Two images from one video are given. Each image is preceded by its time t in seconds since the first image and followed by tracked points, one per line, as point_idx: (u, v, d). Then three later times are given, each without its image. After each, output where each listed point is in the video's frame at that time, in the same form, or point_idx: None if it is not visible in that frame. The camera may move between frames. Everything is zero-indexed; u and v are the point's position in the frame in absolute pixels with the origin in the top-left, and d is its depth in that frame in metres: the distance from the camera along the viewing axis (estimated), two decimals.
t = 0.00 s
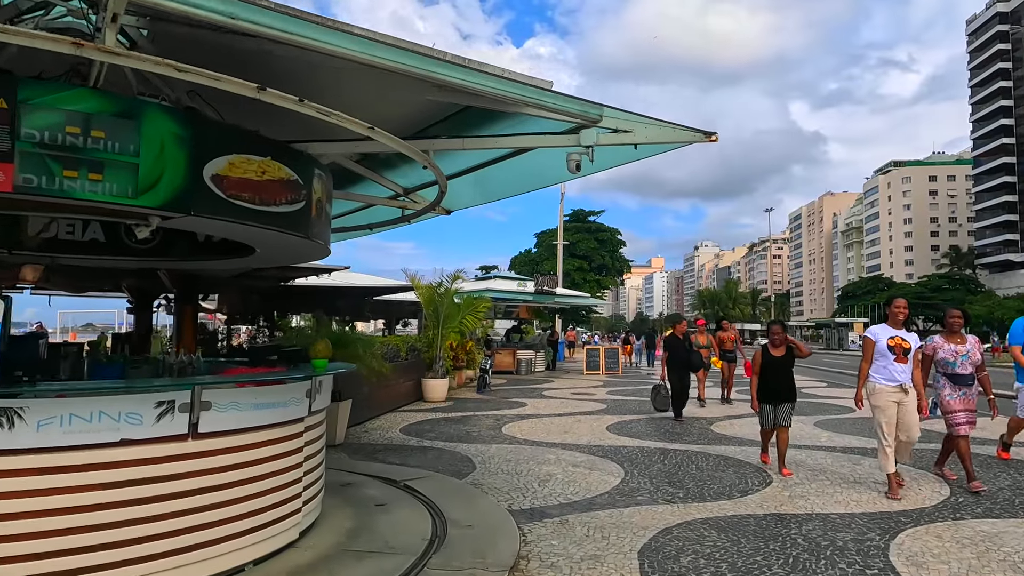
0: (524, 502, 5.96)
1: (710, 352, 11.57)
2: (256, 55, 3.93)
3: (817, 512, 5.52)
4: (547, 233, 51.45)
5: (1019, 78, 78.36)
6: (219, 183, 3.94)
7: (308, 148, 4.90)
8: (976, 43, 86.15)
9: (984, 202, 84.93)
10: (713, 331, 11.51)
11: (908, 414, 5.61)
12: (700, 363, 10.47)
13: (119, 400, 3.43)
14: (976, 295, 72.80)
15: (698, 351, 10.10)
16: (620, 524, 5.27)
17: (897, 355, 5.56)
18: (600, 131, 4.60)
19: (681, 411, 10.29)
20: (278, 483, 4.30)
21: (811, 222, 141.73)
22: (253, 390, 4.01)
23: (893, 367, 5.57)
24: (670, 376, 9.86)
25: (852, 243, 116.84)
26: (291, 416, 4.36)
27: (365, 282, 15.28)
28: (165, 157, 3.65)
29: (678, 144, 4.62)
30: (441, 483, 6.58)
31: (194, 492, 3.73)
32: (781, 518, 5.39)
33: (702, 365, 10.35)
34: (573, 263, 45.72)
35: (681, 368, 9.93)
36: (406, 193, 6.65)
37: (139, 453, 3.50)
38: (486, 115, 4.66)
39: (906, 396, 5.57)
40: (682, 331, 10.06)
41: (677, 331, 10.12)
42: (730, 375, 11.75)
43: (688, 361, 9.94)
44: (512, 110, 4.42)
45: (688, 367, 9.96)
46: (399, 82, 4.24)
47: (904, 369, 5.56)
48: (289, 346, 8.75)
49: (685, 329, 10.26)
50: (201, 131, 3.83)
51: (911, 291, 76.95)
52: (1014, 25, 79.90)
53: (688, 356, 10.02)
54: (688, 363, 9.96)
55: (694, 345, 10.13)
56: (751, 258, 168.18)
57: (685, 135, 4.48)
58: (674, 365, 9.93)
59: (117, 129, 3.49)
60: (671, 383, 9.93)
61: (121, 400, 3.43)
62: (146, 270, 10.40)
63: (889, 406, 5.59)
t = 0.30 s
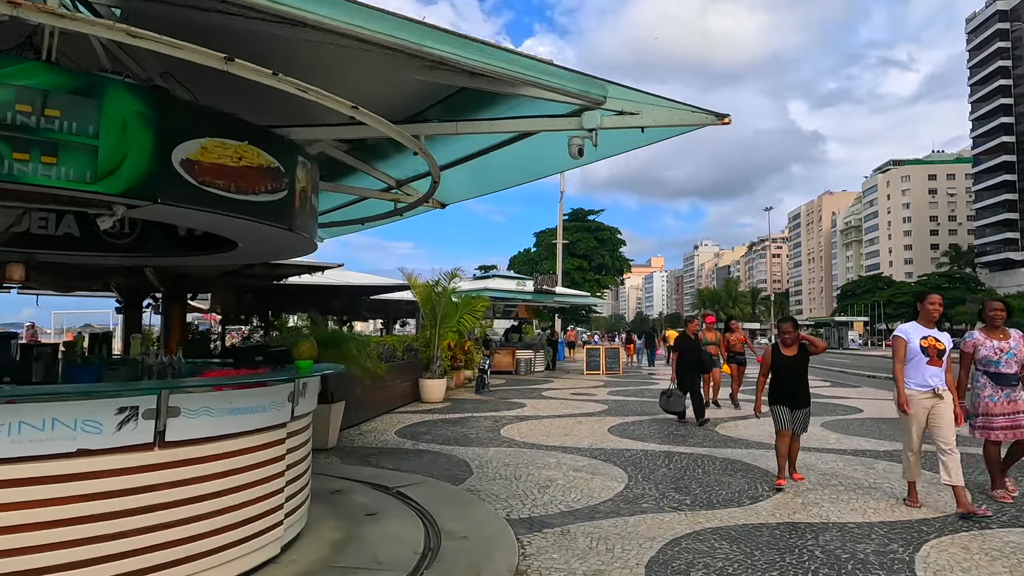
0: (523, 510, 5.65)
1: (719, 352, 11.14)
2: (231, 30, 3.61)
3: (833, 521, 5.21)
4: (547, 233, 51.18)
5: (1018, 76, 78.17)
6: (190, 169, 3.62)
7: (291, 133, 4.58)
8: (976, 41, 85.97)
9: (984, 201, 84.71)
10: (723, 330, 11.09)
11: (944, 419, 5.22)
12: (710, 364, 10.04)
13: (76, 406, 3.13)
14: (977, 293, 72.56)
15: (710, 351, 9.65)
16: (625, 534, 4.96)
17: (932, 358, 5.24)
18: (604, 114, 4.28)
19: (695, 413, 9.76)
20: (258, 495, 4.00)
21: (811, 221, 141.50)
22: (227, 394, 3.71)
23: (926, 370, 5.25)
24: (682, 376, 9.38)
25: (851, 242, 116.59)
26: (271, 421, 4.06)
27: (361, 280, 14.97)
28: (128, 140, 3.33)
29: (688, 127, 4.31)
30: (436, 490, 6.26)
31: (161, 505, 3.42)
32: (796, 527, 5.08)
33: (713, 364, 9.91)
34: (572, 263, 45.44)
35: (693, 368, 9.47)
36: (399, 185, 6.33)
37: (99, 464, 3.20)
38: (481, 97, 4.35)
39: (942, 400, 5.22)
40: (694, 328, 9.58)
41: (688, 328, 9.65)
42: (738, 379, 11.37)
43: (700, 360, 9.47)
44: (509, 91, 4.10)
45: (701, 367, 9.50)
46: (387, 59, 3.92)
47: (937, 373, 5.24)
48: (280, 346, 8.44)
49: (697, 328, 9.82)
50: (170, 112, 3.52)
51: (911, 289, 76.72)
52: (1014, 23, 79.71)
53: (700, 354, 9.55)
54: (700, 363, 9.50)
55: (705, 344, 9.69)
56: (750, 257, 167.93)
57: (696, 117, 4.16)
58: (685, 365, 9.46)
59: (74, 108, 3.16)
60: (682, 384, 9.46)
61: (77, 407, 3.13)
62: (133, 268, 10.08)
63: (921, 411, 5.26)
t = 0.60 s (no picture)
0: (523, 524, 5.31)
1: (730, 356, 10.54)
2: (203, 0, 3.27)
3: (855, 535, 4.88)
4: (544, 235, 50.87)
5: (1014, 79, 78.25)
6: (158, 154, 3.28)
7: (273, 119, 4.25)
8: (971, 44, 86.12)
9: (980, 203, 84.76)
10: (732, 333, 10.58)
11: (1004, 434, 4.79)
12: (724, 371, 9.59)
13: (22, 418, 2.79)
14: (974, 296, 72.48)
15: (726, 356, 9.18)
16: (634, 551, 4.62)
17: (993, 361, 4.84)
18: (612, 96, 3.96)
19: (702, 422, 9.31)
20: (234, 512, 3.65)
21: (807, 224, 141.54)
22: (198, 402, 3.38)
23: (988, 375, 4.84)
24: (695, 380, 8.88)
25: (848, 244, 116.57)
26: (250, 432, 3.71)
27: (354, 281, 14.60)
28: (86, 119, 2.98)
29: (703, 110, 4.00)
30: (431, 502, 5.91)
31: (122, 527, 3.06)
32: (815, 542, 4.75)
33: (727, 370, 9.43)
34: (570, 265, 45.11)
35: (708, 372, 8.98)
36: (391, 179, 5.99)
37: (50, 483, 2.85)
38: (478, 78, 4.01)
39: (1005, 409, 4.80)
40: (710, 332, 9.18)
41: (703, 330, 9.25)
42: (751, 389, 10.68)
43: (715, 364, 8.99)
44: (509, 71, 3.77)
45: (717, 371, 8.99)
46: (375, 35, 3.58)
47: (998, 377, 4.83)
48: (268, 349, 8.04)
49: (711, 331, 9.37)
50: (134, 91, 3.18)
51: (908, 292, 76.63)
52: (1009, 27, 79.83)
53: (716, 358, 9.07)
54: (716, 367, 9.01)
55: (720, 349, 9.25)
56: (746, 260, 167.93)
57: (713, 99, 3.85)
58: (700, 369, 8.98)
59: (22, 82, 2.80)
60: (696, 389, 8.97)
61: (24, 419, 2.79)
62: (117, 267, 9.72)
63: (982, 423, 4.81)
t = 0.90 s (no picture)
0: (526, 537, 5.00)
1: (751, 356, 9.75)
2: None
3: (882, 550, 4.55)
4: (545, 235, 50.57)
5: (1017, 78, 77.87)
6: (125, 135, 2.96)
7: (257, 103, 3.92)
8: (974, 44, 85.78)
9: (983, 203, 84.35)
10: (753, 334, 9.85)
11: None
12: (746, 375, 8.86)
13: None
14: (977, 296, 72.12)
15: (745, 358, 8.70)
16: (645, 567, 4.30)
17: None
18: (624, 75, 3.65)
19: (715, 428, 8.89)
20: (212, 529, 3.34)
21: (809, 224, 141.09)
22: (170, 408, 3.07)
23: None
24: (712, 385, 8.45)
25: (850, 244, 116.16)
26: (229, 441, 3.40)
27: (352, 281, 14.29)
28: (41, 94, 2.66)
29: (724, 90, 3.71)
30: (429, 512, 5.60)
31: (83, 550, 2.75)
32: (839, 558, 4.43)
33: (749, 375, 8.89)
34: (571, 265, 44.79)
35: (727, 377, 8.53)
36: (387, 171, 5.70)
37: None
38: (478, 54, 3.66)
39: None
40: (728, 334, 8.71)
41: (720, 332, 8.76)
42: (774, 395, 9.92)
43: (733, 368, 8.54)
44: (511, 47, 3.43)
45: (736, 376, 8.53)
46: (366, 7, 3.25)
47: None
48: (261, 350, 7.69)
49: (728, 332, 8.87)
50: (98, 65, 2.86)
51: (910, 292, 76.24)
52: (1012, 26, 79.51)
53: (734, 362, 8.63)
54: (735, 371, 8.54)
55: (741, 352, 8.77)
56: (748, 260, 167.53)
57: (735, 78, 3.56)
58: (716, 374, 8.54)
59: None
60: (713, 395, 8.56)
61: None
62: (106, 266, 9.41)
63: None
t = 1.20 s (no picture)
0: (519, 552, 4.64)
1: (765, 361, 8.99)
2: None
3: (904, 569, 4.20)
4: (544, 237, 50.27)
5: (1017, 82, 77.73)
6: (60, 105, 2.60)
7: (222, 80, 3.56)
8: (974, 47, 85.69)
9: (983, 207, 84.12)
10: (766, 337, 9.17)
11: None
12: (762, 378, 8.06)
13: None
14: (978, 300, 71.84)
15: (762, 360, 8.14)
16: None
17: None
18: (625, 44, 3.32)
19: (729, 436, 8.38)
20: (164, 550, 2.97)
21: (809, 227, 140.87)
22: (111, 415, 2.70)
23: None
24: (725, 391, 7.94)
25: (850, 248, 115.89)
26: (183, 451, 3.03)
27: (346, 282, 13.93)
28: None
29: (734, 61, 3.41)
30: (416, 525, 5.24)
31: None
32: None
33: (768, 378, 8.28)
34: (570, 268, 44.45)
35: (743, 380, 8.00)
36: (373, 160, 5.37)
37: None
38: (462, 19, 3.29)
39: None
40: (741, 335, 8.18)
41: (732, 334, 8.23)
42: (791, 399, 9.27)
43: (748, 371, 8.01)
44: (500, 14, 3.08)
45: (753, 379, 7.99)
46: None
47: None
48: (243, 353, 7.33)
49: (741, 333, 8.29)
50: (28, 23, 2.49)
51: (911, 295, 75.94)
52: (1012, 29, 79.36)
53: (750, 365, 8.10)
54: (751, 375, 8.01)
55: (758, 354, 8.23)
56: (748, 263, 167.28)
57: (747, 47, 3.25)
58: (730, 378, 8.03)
59: None
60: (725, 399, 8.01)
61: None
62: (86, 265, 9.05)
63: None
